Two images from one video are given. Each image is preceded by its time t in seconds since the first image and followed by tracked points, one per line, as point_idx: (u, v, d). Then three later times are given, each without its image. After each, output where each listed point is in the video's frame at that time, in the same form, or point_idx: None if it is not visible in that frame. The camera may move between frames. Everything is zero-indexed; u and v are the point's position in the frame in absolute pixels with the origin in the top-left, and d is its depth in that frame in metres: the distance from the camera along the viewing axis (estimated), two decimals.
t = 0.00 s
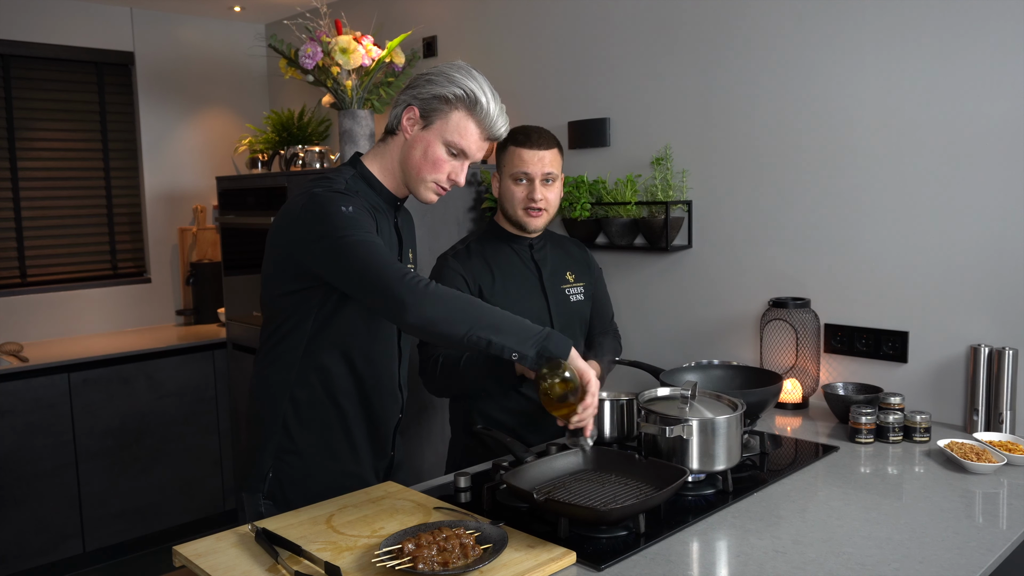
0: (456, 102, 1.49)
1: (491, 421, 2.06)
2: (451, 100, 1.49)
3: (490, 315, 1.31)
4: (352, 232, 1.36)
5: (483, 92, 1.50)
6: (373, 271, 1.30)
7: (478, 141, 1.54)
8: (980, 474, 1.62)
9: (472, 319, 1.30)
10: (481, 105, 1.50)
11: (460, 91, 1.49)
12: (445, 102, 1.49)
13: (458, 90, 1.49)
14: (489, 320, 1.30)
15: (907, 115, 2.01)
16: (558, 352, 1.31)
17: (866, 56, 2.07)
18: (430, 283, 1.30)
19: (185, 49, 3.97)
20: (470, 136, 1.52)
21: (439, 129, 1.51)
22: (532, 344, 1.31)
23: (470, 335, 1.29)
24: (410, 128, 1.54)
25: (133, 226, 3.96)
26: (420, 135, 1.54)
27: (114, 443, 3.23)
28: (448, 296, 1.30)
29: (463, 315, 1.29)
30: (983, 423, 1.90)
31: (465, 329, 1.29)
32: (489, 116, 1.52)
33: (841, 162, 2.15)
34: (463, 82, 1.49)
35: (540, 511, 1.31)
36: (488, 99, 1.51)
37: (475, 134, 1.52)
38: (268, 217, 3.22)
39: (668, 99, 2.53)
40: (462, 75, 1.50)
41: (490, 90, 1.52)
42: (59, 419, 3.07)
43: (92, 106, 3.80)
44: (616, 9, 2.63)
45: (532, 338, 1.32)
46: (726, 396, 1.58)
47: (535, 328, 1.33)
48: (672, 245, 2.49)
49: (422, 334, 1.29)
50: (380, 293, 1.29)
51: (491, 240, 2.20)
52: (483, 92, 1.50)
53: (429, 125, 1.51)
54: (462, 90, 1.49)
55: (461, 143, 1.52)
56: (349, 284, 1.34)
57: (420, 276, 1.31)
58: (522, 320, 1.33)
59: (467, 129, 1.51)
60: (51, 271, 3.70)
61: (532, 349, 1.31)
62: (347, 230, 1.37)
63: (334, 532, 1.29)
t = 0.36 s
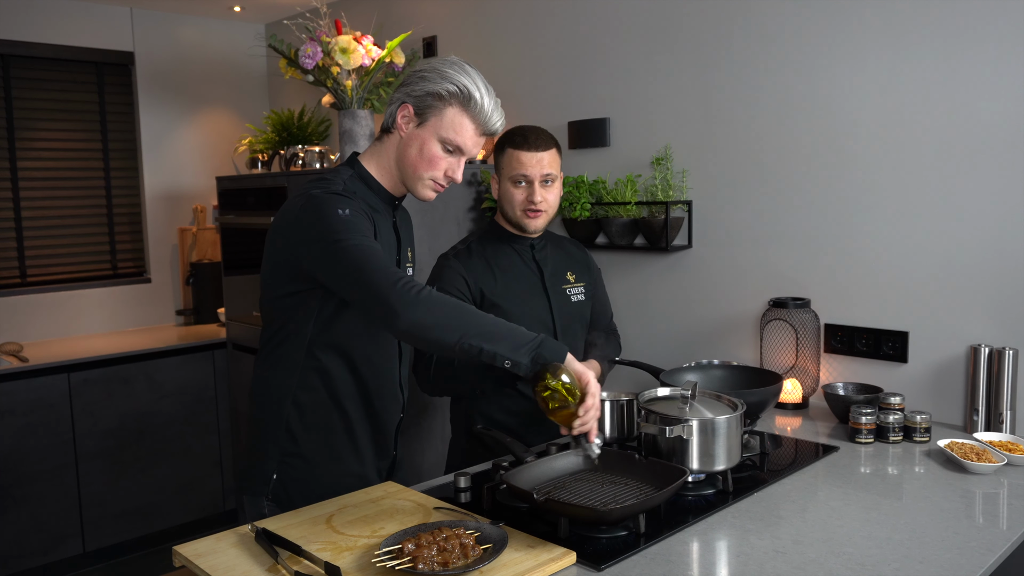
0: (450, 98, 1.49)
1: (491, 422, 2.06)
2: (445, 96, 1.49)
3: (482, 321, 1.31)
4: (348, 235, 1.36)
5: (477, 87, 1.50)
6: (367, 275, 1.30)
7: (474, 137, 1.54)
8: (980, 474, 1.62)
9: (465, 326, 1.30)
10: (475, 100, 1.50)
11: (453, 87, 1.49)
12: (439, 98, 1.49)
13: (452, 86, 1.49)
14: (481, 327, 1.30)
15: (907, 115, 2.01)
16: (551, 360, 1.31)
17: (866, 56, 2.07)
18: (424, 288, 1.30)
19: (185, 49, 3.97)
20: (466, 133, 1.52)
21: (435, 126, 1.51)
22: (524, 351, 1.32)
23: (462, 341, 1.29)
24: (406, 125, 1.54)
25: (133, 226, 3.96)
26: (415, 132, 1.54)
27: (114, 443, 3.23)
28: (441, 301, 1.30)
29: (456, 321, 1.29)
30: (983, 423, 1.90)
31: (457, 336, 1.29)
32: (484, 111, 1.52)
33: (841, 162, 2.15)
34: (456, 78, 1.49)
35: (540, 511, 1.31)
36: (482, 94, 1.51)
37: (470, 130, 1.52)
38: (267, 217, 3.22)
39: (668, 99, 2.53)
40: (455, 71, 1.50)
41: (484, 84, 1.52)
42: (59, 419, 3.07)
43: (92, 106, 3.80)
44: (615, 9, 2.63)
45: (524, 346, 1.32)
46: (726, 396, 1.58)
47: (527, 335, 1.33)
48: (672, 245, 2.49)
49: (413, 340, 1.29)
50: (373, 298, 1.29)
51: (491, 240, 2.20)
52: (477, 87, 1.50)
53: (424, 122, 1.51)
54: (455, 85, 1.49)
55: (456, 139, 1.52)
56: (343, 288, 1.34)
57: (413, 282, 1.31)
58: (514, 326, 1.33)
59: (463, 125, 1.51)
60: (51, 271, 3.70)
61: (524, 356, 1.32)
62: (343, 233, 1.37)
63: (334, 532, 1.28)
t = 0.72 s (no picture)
0: (453, 100, 1.49)
1: (491, 422, 2.06)
2: (448, 98, 1.49)
3: (480, 324, 1.30)
4: (349, 238, 1.36)
5: (480, 89, 1.50)
6: (364, 279, 1.30)
7: (477, 139, 1.54)
8: (980, 474, 1.62)
9: (460, 331, 1.29)
10: (478, 102, 1.50)
11: (456, 88, 1.49)
12: (442, 99, 1.49)
13: (455, 87, 1.49)
14: (478, 331, 1.29)
15: (907, 115, 2.01)
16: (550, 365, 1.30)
17: (866, 56, 2.07)
18: (421, 292, 1.30)
19: (185, 49, 3.97)
20: (468, 134, 1.52)
21: (437, 127, 1.51)
22: (523, 356, 1.31)
23: (459, 345, 1.29)
24: (408, 126, 1.54)
25: (133, 226, 3.96)
26: (417, 133, 1.54)
27: (114, 443, 3.23)
28: (439, 305, 1.29)
29: (454, 325, 1.29)
30: (983, 423, 1.90)
31: (453, 341, 1.29)
32: (487, 113, 1.52)
33: (841, 163, 2.15)
34: (459, 79, 1.49)
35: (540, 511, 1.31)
36: (485, 95, 1.51)
37: (473, 131, 1.52)
38: (267, 217, 3.22)
39: (668, 99, 2.53)
40: (458, 73, 1.50)
41: (486, 86, 1.52)
42: (59, 419, 3.07)
43: (92, 106, 3.80)
44: (615, 9, 2.63)
45: (523, 350, 1.31)
46: (726, 396, 1.59)
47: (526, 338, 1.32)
48: (672, 245, 2.49)
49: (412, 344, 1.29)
50: (371, 302, 1.29)
51: (490, 241, 2.20)
52: (480, 89, 1.50)
53: (426, 123, 1.51)
54: (458, 87, 1.49)
55: (459, 141, 1.52)
56: (341, 291, 1.34)
57: (411, 286, 1.31)
58: (513, 329, 1.33)
59: (465, 127, 1.51)
60: (51, 271, 3.70)
61: (523, 361, 1.31)
62: (344, 236, 1.37)
63: (334, 532, 1.29)
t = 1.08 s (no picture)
0: (458, 100, 1.49)
1: (491, 422, 2.06)
2: (453, 98, 1.49)
3: (478, 334, 1.31)
4: (352, 244, 1.36)
5: (485, 90, 1.50)
6: (364, 286, 1.30)
7: (482, 139, 1.54)
8: (980, 474, 1.62)
9: (460, 342, 1.29)
10: (483, 103, 1.50)
11: (461, 89, 1.49)
12: (447, 100, 1.49)
13: (460, 88, 1.49)
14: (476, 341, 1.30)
15: (907, 115, 2.01)
16: (543, 371, 1.34)
17: (867, 56, 2.07)
18: (421, 301, 1.30)
19: (185, 49, 3.97)
20: (473, 136, 1.52)
21: (441, 128, 1.51)
22: (519, 365, 1.33)
23: (458, 354, 1.30)
24: (413, 127, 1.54)
25: (133, 226, 3.96)
26: (423, 134, 1.53)
27: (114, 443, 3.23)
28: (437, 314, 1.30)
29: (451, 334, 1.29)
30: (983, 423, 1.90)
31: (451, 352, 1.29)
32: (491, 114, 1.52)
33: (841, 163, 2.15)
34: (464, 80, 1.49)
35: (540, 511, 1.31)
36: (489, 96, 1.51)
37: (477, 132, 1.52)
38: (267, 217, 3.22)
39: (668, 99, 2.53)
40: (463, 73, 1.50)
41: (491, 87, 1.52)
42: (59, 419, 3.07)
43: (92, 106, 3.80)
44: (616, 8, 2.63)
45: (520, 359, 1.33)
46: (726, 396, 1.58)
47: (523, 347, 1.34)
48: (672, 245, 2.49)
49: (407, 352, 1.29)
50: (371, 311, 1.29)
51: (488, 243, 2.19)
52: (484, 89, 1.50)
53: (431, 124, 1.51)
54: (464, 88, 1.49)
55: (463, 142, 1.52)
56: (340, 297, 1.34)
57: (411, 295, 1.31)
58: (511, 339, 1.34)
59: (470, 127, 1.51)
60: (51, 271, 3.69)
61: (517, 371, 1.33)
62: (348, 241, 1.36)
63: (334, 532, 1.28)
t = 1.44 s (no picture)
0: (465, 106, 1.49)
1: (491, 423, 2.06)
2: (461, 104, 1.49)
3: (502, 320, 1.31)
4: (369, 239, 1.36)
5: (493, 97, 1.50)
6: (385, 280, 1.30)
7: (487, 145, 1.53)
8: (980, 474, 1.62)
9: (486, 330, 1.29)
10: (491, 110, 1.50)
11: (470, 96, 1.49)
12: (455, 106, 1.49)
13: (468, 94, 1.48)
14: (501, 329, 1.30)
15: (907, 115, 2.01)
16: (573, 360, 1.32)
17: (867, 56, 2.07)
18: (442, 290, 1.30)
19: (185, 49, 3.97)
20: (481, 143, 1.52)
21: (448, 133, 1.51)
22: (547, 354, 1.31)
23: (485, 343, 1.29)
24: (420, 131, 1.54)
25: (133, 225, 3.96)
26: (430, 138, 1.53)
27: (114, 443, 3.23)
28: (462, 301, 1.30)
29: (476, 322, 1.29)
30: (983, 423, 1.90)
31: (478, 340, 1.29)
32: (498, 121, 1.52)
33: (841, 163, 2.15)
34: (472, 86, 1.49)
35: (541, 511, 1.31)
36: (497, 103, 1.51)
37: (483, 138, 1.52)
38: (267, 217, 3.22)
39: (668, 99, 2.53)
40: (471, 80, 1.50)
41: (499, 94, 1.52)
42: (59, 419, 3.07)
43: (92, 106, 3.80)
44: (615, 8, 2.63)
45: (549, 347, 1.32)
46: (726, 396, 1.58)
47: (550, 334, 1.33)
48: (672, 245, 2.49)
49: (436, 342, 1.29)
50: (395, 303, 1.29)
51: (505, 235, 2.21)
52: (492, 96, 1.50)
53: (438, 129, 1.51)
54: (472, 95, 1.49)
55: (470, 147, 1.52)
56: (360, 292, 1.33)
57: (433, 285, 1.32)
58: (536, 327, 1.33)
59: (476, 133, 1.51)
60: (51, 271, 3.70)
61: (546, 359, 1.32)
62: (364, 237, 1.36)
63: (334, 532, 1.29)
